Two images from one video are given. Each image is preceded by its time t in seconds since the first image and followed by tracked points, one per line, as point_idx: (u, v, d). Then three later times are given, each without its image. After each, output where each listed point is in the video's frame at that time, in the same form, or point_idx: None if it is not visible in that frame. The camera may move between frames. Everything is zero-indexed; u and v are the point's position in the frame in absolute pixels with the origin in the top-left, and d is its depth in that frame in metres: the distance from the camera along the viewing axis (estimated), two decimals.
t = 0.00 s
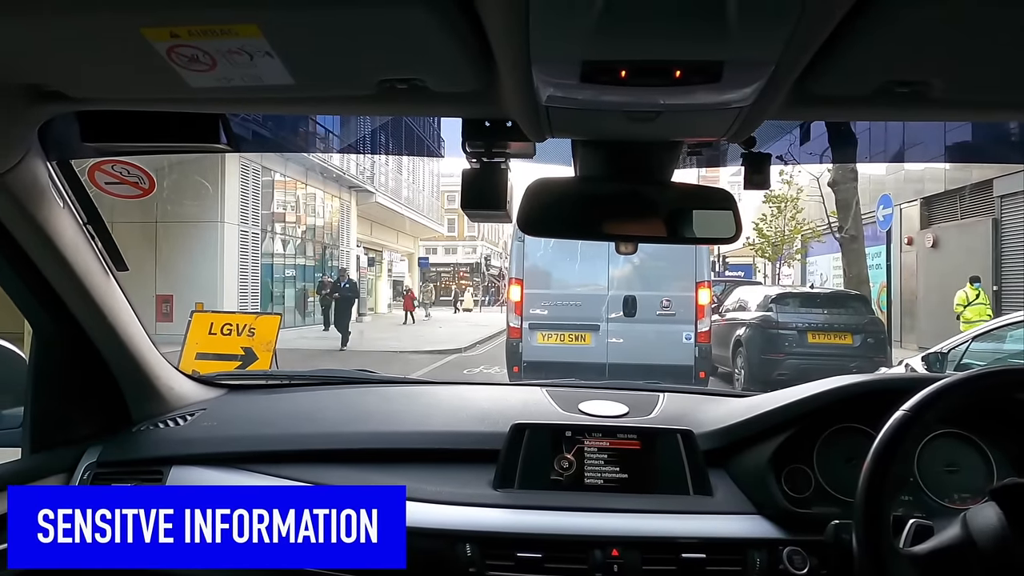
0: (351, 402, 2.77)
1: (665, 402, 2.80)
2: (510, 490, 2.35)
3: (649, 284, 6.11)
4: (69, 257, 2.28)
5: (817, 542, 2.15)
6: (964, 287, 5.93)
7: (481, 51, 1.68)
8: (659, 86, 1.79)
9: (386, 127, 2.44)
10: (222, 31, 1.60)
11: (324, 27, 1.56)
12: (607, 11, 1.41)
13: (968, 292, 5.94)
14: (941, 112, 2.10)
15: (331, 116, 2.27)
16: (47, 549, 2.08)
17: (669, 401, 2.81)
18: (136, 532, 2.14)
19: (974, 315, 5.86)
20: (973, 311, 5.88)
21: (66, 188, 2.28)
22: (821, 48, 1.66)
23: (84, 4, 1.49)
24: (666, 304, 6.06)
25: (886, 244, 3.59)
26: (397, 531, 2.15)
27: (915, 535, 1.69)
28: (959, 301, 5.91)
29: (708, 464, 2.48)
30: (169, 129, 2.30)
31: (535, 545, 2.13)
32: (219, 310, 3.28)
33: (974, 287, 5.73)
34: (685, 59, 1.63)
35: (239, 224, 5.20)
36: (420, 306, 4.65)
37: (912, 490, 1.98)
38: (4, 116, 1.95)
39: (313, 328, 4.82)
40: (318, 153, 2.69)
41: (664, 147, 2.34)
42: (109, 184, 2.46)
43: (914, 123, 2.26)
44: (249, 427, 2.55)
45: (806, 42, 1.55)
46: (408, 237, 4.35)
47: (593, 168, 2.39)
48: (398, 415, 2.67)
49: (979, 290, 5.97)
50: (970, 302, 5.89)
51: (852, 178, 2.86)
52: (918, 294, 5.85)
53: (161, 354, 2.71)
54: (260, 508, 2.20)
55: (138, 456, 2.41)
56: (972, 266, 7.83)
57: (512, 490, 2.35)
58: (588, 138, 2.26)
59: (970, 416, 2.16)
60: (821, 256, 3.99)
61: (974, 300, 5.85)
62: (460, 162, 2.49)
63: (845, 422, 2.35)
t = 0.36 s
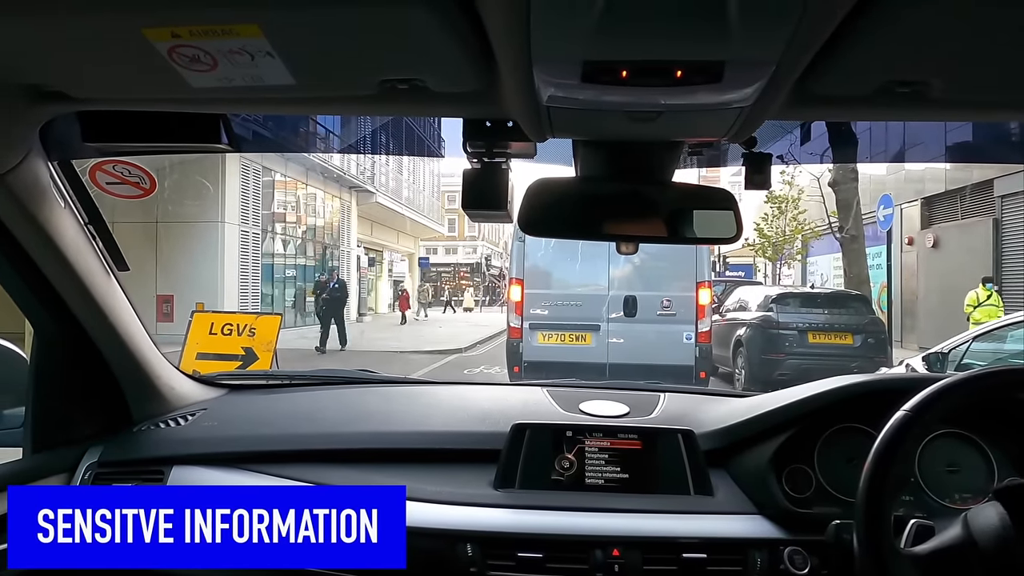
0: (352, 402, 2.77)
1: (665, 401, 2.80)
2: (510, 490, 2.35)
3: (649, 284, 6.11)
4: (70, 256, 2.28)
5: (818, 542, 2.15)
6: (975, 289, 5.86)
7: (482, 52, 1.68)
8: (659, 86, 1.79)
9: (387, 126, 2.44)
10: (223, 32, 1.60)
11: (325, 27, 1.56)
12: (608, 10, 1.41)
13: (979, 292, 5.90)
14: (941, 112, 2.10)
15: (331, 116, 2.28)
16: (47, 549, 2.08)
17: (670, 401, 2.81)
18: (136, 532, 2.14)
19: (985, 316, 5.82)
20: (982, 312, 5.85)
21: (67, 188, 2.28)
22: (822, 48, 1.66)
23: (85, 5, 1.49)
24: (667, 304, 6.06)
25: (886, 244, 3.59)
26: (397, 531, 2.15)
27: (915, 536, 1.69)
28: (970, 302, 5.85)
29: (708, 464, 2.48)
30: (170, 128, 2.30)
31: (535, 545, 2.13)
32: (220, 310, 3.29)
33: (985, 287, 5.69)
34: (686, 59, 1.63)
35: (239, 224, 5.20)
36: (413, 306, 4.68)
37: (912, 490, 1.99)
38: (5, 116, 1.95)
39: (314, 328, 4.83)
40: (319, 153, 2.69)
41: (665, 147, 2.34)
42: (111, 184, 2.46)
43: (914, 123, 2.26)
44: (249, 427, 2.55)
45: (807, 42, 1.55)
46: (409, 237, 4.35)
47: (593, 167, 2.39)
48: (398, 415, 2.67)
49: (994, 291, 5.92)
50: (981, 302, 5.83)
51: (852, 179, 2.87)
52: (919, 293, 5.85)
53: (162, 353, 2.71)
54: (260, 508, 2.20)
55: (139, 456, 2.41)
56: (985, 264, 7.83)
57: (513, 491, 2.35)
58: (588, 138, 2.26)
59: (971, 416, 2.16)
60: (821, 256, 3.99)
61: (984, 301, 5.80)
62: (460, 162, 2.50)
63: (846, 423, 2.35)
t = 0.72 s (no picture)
0: (352, 402, 2.77)
1: (665, 402, 2.80)
2: (510, 490, 2.35)
3: (649, 284, 6.11)
4: (70, 256, 2.28)
5: (818, 542, 2.15)
6: (989, 287, 5.94)
7: (482, 52, 1.68)
8: (659, 86, 1.78)
9: (387, 126, 2.44)
10: (223, 32, 1.60)
11: (324, 27, 1.56)
12: (607, 11, 1.41)
13: (991, 291, 5.98)
14: (942, 112, 2.10)
15: (332, 117, 2.28)
16: (47, 549, 2.08)
17: (670, 401, 2.81)
18: (136, 532, 2.14)
19: (995, 314, 5.90)
20: (993, 311, 5.92)
21: (67, 188, 2.28)
22: (822, 48, 1.66)
23: (84, 4, 1.49)
24: (667, 304, 6.06)
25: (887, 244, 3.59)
26: (397, 531, 2.15)
27: (915, 536, 1.69)
28: (982, 300, 5.96)
29: (708, 464, 2.48)
30: (169, 128, 2.30)
31: (535, 546, 2.13)
32: (220, 310, 3.29)
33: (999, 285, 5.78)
34: (685, 59, 1.63)
35: (239, 224, 5.21)
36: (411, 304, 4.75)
37: (912, 490, 1.99)
38: (5, 117, 1.95)
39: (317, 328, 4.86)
40: (320, 153, 2.69)
41: (664, 147, 2.34)
42: (110, 184, 2.46)
43: (914, 123, 2.25)
44: (249, 427, 2.55)
45: (807, 42, 1.55)
46: (409, 237, 4.36)
47: (593, 168, 2.39)
48: (398, 415, 2.67)
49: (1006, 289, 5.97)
50: (991, 301, 5.93)
51: (853, 179, 2.87)
52: (920, 293, 5.85)
53: (163, 353, 2.71)
54: (260, 508, 2.20)
55: (139, 456, 2.42)
56: (985, 267, 7.95)
57: (513, 491, 2.35)
58: (588, 138, 2.26)
59: (972, 416, 2.15)
60: (821, 256, 3.99)
61: (995, 300, 5.88)
62: (460, 162, 2.50)
63: (846, 423, 2.34)
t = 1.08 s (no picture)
0: (352, 402, 2.77)
1: (666, 401, 2.80)
2: (510, 490, 2.36)
3: (649, 284, 6.11)
4: (71, 257, 2.28)
5: (818, 542, 2.15)
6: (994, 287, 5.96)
7: (482, 52, 1.68)
8: (660, 86, 1.78)
9: (388, 126, 2.44)
10: (224, 31, 1.60)
11: (325, 27, 1.56)
12: (607, 11, 1.41)
13: (995, 291, 6.00)
14: (942, 113, 2.10)
15: (332, 116, 2.29)
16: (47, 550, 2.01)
17: (670, 401, 2.81)
18: (134, 531, 2.00)
19: (999, 314, 5.91)
20: (998, 309, 5.92)
21: (68, 188, 2.28)
22: (822, 48, 1.66)
23: (84, 4, 1.49)
24: (667, 304, 6.06)
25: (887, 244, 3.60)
26: (396, 532, 2.16)
27: (917, 536, 1.68)
28: (987, 299, 5.98)
29: (709, 464, 2.48)
30: (169, 128, 2.30)
31: (536, 545, 2.13)
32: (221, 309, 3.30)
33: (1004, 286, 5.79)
34: (685, 59, 1.63)
35: (240, 224, 5.21)
36: (406, 305, 4.75)
37: (913, 490, 1.99)
38: (5, 117, 1.95)
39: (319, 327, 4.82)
40: (320, 152, 2.69)
41: (665, 146, 2.34)
42: (111, 184, 2.46)
43: (915, 123, 2.26)
44: (250, 427, 2.56)
45: (808, 42, 1.54)
46: (410, 236, 4.37)
47: (593, 168, 2.39)
48: (399, 414, 2.68)
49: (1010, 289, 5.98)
50: (997, 300, 5.95)
51: (853, 179, 2.87)
52: (920, 292, 5.86)
53: (165, 354, 2.71)
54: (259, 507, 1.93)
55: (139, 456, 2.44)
56: (987, 267, 7.96)
57: (514, 491, 2.35)
58: (588, 138, 2.26)
59: (973, 416, 2.15)
60: (822, 256, 4.01)
61: (1000, 300, 5.90)
62: (461, 162, 2.50)
63: (847, 423, 2.34)
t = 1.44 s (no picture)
0: (353, 402, 2.77)
1: (667, 402, 2.80)
2: (511, 491, 2.35)
3: (650, 284, 6.11)
4: (71, 256, 2.28)
5: (819, 543, 2.15)
6: (995, 287, 5.98)
7: (483, 53, 1.68)
8: (660, 87, 1.78)
9: (387, 127, 2.45)
10: (224, 32, 1.60)
11: (324, 28, 1.56)
12: (606, 11, 1.41)
13: (997, 291, 6.01)
14: (942, 113, 2.10)
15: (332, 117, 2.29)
16: (48, 550, 2.06)
17: (670, 401, 2.81)
18: (136, 531, 2.03)
19: (1000, 314, 5.93)
20: (999, 309, 5.91)
21: (68, 189, 2.28)
22: (822, 49, 1.66)
23: (86, 5, 1.49)
24: (668, 304, 6.06)
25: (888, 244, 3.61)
26: (397, 532, 2.16)
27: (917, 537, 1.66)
28: (987, 300, 6.01)
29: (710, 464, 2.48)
30: (170, 129, 2.30)
31: (536, 546, 2.13)
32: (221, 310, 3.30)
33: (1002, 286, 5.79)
34: (686, 60, 1.63)
35: (239, 224, 5.21)
36: (400, 304, 4.72)
37: (914, 491, 1.99)
38: (6, 118, 1.95)
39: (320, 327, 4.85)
40: (320, 153, 2.69)
41: (665, 147, 2.34)
42: (111, 185, 2.46)
43: (915, 123, 2.26)
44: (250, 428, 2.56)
45: (807, 42, 1.54)
46: (410, 237, 4.37)
47: (594, 168, 2.39)
48: (399, 415, 2.68)
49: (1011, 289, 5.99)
50: (997, 301, 5.97)
51: (854, 179, 2.87)
52: (921, 293, 5.85)
53: (165, 355, 2.72)
54: (261, 508, 1.93)
55: (141, 457, 2.44)
56: (988, 267, 7.95)
57: (514, 491, 2.35)
58: (589, 138, 2.27)
59: (975, 417, 2.15)
60: (822, 256, 3.94)
61: (1001, 299, 5.90)
62: (462, 162, 2.48)
63: (848, 423, 2.34)
